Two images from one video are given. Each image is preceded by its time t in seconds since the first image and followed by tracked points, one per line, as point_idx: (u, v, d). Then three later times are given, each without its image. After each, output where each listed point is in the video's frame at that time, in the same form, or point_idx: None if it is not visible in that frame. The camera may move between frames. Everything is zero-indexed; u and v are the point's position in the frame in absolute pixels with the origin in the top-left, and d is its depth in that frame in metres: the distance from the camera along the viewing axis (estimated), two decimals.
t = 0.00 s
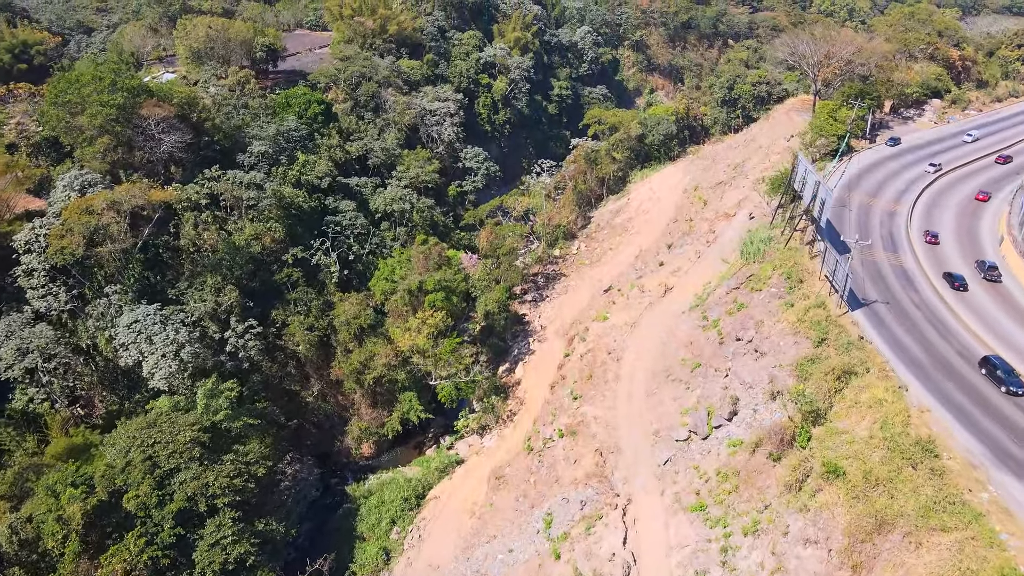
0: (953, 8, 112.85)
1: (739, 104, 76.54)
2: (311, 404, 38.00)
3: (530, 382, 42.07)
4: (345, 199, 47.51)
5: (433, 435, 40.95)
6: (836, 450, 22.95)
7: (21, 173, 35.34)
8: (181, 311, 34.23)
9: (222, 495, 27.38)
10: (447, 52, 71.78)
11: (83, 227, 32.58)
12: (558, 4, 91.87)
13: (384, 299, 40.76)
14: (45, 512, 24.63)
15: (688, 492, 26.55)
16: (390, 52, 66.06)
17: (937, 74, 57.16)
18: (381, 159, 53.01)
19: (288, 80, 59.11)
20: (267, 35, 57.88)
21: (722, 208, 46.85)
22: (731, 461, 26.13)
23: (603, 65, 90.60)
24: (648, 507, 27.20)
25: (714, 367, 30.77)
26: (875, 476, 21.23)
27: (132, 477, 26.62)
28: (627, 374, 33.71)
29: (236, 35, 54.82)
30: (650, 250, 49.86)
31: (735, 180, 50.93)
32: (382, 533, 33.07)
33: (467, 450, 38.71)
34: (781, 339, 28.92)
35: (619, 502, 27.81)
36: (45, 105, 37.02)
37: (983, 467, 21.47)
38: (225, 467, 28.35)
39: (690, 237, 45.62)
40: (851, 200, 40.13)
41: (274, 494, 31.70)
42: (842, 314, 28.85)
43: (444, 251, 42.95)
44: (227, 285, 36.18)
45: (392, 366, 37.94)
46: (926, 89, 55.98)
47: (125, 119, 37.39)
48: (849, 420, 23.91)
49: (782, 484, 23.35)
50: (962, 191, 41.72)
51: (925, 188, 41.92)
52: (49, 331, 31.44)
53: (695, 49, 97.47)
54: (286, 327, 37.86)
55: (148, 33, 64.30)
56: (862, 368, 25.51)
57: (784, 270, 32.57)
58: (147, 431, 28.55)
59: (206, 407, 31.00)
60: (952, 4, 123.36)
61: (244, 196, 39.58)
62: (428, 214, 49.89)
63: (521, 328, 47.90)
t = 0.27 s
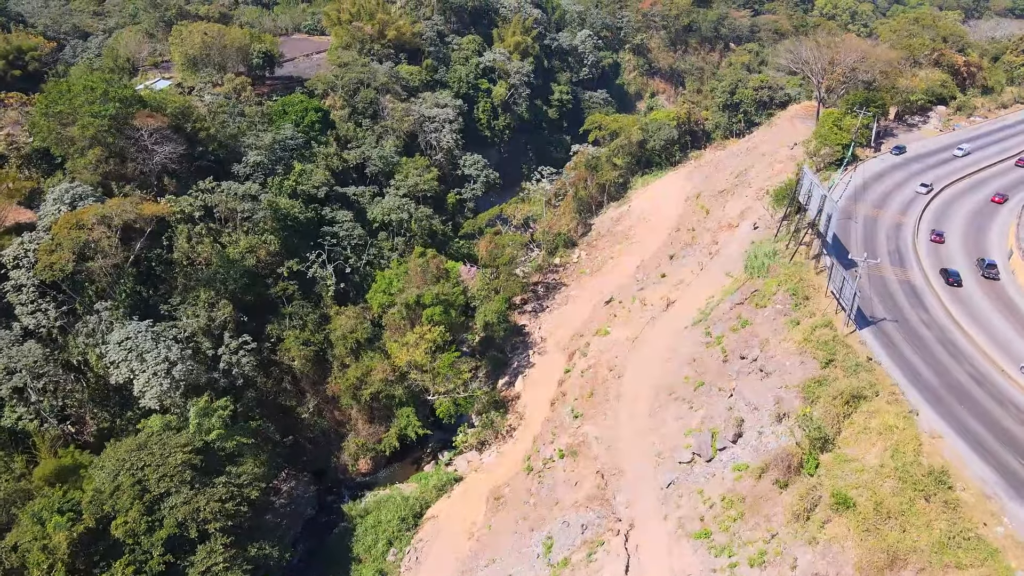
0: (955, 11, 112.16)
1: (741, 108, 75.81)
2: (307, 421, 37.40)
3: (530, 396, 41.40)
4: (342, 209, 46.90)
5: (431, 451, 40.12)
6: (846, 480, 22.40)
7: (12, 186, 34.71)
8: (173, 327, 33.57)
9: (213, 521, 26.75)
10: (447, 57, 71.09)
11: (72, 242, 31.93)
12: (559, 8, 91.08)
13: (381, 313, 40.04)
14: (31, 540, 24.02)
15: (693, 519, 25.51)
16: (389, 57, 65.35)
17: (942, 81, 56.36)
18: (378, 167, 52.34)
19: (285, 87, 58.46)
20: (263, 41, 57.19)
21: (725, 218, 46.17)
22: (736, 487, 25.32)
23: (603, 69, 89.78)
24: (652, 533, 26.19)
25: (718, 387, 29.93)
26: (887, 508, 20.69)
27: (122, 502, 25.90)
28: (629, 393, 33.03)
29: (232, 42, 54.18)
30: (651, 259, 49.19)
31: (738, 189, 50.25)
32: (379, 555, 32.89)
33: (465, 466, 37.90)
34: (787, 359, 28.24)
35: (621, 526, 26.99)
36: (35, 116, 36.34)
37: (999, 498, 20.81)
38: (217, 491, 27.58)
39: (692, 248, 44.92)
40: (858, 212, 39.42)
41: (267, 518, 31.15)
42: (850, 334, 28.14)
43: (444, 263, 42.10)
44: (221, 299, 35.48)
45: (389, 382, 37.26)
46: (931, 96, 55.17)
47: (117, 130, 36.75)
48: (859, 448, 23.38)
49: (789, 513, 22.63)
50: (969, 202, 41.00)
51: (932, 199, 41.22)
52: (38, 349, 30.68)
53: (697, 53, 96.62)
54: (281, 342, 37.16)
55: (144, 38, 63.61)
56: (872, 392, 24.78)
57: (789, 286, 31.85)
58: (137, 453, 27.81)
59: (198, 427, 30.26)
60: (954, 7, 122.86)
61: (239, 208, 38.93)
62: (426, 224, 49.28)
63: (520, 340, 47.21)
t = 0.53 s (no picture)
0: (959, 14, 111.08)
1: (743, 113, 74.96)
2: (302, 438, 36.69)
3: (530, 411, 40.60)
4: (339, 219, 46.14)
5: (429, 467, 39.31)
6: (857, 511, 21.77)
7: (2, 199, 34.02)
8: (164, 344, 32.83)
9: (203, 548, 25.95)
10: (446, 62, 70.31)
11: (61, 259, 31.20)
12: (559, 11, 90.29)
13: (379, 326, 39.27)
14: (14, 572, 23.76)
15: (698, 546, 24.66)
16: (387, 63, 64.60)
17: (948, 87, 55.47)
18: (376, 175, 51.61)
19: (282, 93, 57.69)
20: (260, 47, 56.46)
21: (728, 229, 45.39)
22: (742, 514, 24.49)
23: (604, 73, 88.88)
24: (656, 560, 25.36)
25: (723, 407, 29.08)
26: (900, 543, 20.15)
27: (108, 530, 25.33)
28: (632, 412, 32.24)
29: (228, 48, 53.44)
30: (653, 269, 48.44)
31: (742, 199, 49.47)
32: None
33: (463, 483, 37.18)
34: (794, 381, 27.48)
35: (623, 552, 26.17)
36: (25, 126, 35.61)
37: (1017, 531, 20.06)
38: (207, 517, 26.87)
39: (695, 259, 44.12)
40: (864, 224, 38.73)
41: (259, 542, 30.36)
42: (858, 354, 27.43)
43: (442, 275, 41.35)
44: (214, 315, 34.78)
45: (386, 398, 36.48)
46: (936, 103, 54.33)
47: (108, 141, 36.03)
48: (869, 477, 22.72)
49: (797, 544, 21.90)
50: (977, 213, 40.24)
51: (939, 210, 40.48)
52: (25, 368, 29.90)
53: (699, 56, 95.63)
54: (275, 357, 36.36)
55: (139, 43, 62.85)
56: (883, 417, 24.08)
57: (796, 303, 31.12)
58: (125, 477, 27.07)
59: (188, 448, 29.61)
60: (957, 10, 122.25)
61: (233, 220, 38.17)
62: (425, 234, 48.55)
63: (520, 352, 46.45)
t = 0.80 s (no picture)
0: (962, 16, 110.08)
1: (745, 117, 74.04)
2: (297, 455, 35.78)
3: (531, 425, 39.74)
4: (335, 229, 45.35)
5: (427, 484, 38.49)
6: (869, 544, 20.98)
7: None
8: (155, 360, 31.96)
9: None
10: (445, 66, 69.46)
11: (47, 274, 30.23)
12: (560, 14, 89.39)
13: (375, 339, 38.38)
14: None
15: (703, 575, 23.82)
16: (385, 67, 63.88)
17: (954, 93, 54.51)
18: (374, 183, 50.89)
19: (278, 99, 56.85)
20: (256, 52, 55.63)
21: (731, 239, 44.59)
22: (750, 541, 23.62)
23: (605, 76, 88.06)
24: None
25: (729, 427, 28.19)
26: None
27: (94, 556, 24.43)
28: (634, 430, 31.36)
29: (224, 54, 52.59)
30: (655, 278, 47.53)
31: (745, 207, 48.65)
32: None
33: (462, 501, 36.30)
34: (802, 402, 26.67)
35: None
36: (13, 136, 34.79)
37: None
38: (196, 544, 25.98)
39: (699, 270, 43.29)
40: (872, 235, 37.95)
41: (252, 566, 29.48)
42: (869, 375, 26.62)
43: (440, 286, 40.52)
44: (206, 329, 34.08)
45: (382, 414, 35.64)
46: (943, 108, 53.31)
47: (97, 152, 35.20)
48: (882, 506, 21.93)
49: None
50: (987, 222, 39.35)
51: (948, 219, 39.64)
52: (11, 386, 29.06)
53: (700, 59, 94.15)
54: (269, 372, 35.51)
55: (134, 47, 62.01)
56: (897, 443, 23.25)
57: (803, 320, 30.28)
58: (112, 501, 26.14)
59: (178, 469, 28.82)
60: (959, 13, 121.93)
61: (226, 231, 37.34)
62: (423, 243, 47.78)
63: (520, 363, 45.57)
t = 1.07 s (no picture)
0: (966, 17, 108.84)
1: (748, 120, 73.01)
2: (291, 470, 34.89)
3: (531, 438, 38.80)
4: (331, 235, 44.46)
5: (425, 498, 37.54)
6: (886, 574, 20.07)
7: None
8: (143, 374, 30.97)
9: None
10: (444, 68, 68.52)
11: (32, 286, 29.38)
12: (560, 16, 88.48)
13: (371, 350, 37.45)
14: None
15: None
16: (384, 70, 63.07)
17: (962, 96, 53.43)
18: (371, 189, 49.97)
19: (275, 103, 55.97)
20: (252, 55, 54.71)
21: (736, 246, 43.68)
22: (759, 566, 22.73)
23: (607, 78, 87.72)
24: None
25: (735, 446, 27.29)
26: None
27: None
28: (638, 446, 30.43)
29: (218, 57, 51.66)
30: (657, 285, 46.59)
31: (750, 213, 47.70)
32: None
33: (460, 516, 35.40)
34: (813, 421, 25.76)
35: None
36: None
37: None
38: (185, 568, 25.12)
39: (703, 278, 42.36)
40: (880, 243, 37.00)
41: None
42: (882, 392, 25.66)
43: (438, 296, 39.58)
44: (197, 341, 33.09)
45: (379, 428, 34.70)
46: (951, 112, 52.22)
47: (85, 159, 34.33)
48: (898, 534, 21.05)
49: None
50: (999, 230, 38.37)
51: (959, 226, 38.68)
52: None
53: (701, 62, 91.63)
54: (263, 385, 34.57)
55: (129, 50, 61.22)
56: (913, 465, 22.34)
57: (813, 333, 29.33)
58: (97, 523, 25.25)
59: (167, 488, 27.88)
60: (963, 14, 121.27)
61: (218, 239, 36.32)
62: (421, 250, 46.96)
63: (520, 373, 44.66)
